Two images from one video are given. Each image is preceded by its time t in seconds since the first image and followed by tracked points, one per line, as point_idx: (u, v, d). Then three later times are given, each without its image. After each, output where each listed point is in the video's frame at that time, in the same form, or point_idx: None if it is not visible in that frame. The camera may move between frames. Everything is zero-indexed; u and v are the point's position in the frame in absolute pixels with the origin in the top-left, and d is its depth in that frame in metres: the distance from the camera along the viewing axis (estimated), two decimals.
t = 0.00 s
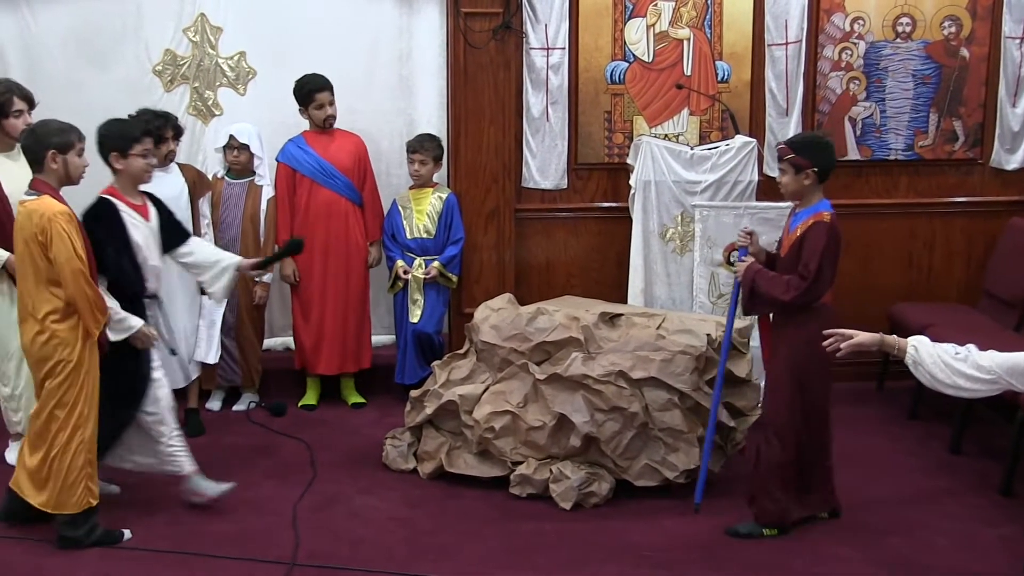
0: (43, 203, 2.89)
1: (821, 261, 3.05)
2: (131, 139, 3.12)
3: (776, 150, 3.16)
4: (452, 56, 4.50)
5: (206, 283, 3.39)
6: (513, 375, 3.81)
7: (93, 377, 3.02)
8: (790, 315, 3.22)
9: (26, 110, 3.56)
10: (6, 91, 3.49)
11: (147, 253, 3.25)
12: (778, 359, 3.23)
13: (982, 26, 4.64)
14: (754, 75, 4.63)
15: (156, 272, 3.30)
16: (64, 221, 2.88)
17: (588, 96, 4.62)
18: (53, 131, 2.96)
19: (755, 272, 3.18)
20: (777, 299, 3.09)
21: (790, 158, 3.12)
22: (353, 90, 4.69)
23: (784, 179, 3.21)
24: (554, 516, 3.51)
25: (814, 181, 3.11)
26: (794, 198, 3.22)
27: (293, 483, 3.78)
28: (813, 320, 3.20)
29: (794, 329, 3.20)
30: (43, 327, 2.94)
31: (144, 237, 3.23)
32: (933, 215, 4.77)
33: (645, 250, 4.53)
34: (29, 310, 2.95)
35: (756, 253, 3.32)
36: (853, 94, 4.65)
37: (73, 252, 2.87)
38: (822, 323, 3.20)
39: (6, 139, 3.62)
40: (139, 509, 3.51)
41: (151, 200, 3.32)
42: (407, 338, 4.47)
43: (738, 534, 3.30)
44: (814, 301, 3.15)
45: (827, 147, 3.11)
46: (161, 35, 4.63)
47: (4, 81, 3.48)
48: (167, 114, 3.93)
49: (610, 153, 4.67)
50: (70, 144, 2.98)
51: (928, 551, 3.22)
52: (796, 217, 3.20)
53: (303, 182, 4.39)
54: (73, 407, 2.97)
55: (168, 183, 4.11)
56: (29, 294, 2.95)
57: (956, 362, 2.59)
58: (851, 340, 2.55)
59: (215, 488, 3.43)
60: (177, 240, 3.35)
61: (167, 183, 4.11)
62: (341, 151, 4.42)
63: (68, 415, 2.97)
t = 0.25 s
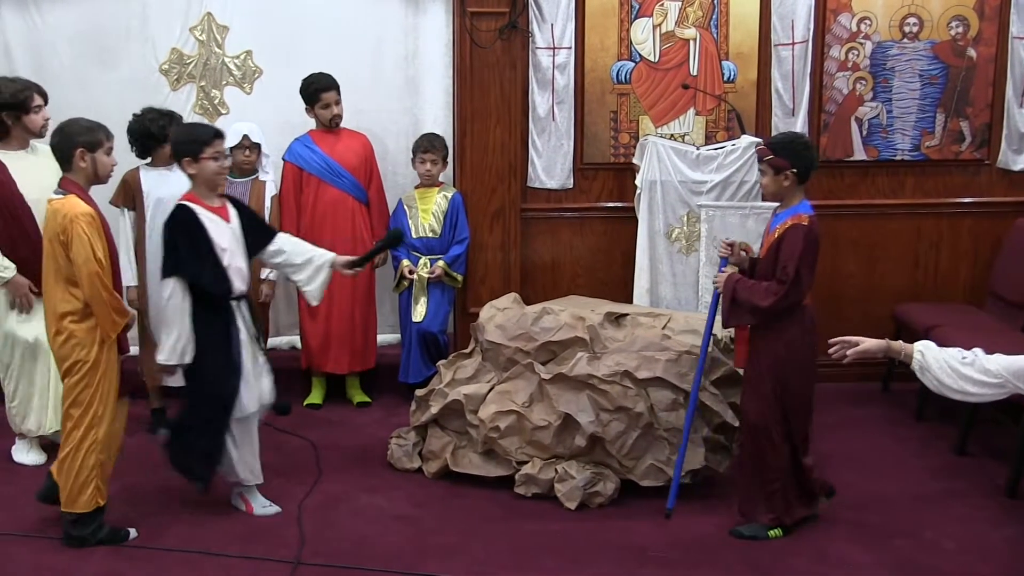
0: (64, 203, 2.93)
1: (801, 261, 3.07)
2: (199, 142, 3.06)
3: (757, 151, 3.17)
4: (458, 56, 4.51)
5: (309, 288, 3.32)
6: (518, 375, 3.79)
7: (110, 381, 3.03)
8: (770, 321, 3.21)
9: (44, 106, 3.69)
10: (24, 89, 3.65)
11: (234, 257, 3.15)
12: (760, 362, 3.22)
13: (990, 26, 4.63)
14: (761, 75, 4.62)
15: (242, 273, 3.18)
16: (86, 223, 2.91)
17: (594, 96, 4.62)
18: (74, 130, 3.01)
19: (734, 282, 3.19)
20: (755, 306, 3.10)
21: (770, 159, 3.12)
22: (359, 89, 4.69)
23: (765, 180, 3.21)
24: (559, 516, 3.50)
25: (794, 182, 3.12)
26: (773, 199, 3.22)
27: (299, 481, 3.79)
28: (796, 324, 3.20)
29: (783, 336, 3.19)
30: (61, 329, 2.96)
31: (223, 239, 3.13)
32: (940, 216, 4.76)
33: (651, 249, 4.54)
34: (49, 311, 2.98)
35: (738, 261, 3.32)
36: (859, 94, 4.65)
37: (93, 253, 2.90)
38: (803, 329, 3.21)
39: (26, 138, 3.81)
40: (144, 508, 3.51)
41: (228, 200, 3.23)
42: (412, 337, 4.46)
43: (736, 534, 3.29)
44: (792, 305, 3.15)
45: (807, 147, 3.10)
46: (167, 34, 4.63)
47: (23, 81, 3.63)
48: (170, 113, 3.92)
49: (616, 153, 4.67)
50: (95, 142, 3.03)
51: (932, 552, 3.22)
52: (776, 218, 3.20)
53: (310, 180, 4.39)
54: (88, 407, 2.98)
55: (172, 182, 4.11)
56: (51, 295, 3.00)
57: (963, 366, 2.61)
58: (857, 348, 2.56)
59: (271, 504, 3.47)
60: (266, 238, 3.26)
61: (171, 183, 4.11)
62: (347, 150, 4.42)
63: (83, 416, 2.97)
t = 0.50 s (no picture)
0: (108, 201, 3.01)
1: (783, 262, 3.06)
2: (285, 137, 3.06)
3: (737, 152, 3.15)
4: (463, 57, 4.51)
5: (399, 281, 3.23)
6: (522, 375, 3.79)
7: (130, 374, 3.12)
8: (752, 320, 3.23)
9: (63, 107, 3.71)
10: (45, 89, 3.63)
11: (301, 259, 3.13)
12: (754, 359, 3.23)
13: (994, 26, 4.63)
14: (765, 75, 4.62)
15: (307, 278, 3.15)
16: (129, 221, 3.01)
17: (598, 96, 4.62)
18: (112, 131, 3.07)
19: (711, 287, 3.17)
20: (733, 309, 3.09)
21: (753, 160, 3.11)
22: (363, 89, 4.69)
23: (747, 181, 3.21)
24: (563, 516, 3.49)
25: (778, 183, 3.12)
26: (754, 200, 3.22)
27: (303, 481, 3.78)
28: (783, 322, 3.19)
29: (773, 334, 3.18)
30: (93, 325, 3.02)
31: (295, 237, 3.12)
32: (944, 216, 4.76)
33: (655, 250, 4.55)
34: (81, 306, 3.01)
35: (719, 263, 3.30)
36: (864, 94, 4.65)
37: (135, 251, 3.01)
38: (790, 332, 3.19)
39: (43, 138, 3.83)
40: (149, 508, 3.51)
41: (311, 198, 3.22)
42: (416, 338, 4.47)
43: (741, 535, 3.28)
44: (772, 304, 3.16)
45: (788, 147, 3.10)
46: (171, 34, 4.64)
47: (44, 82, 3.59)
48: (174, 112, 3.97)
49: (620, 153, 4.67)
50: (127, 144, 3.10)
51: (937, 553, 3.21)
52: (758, 219, 3.20)
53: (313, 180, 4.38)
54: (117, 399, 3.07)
55: (176, 182, 4.12)
56: (80, 293, 3.03)
57: (967, 370, 2.58)
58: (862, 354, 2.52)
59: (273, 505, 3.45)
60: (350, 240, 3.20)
61: (175, 183, 4.12)
62: (351, 151, 4.41)
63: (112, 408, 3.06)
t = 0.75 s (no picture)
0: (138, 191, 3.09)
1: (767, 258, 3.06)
2: (371, 141, 3.08)
3: (726, 152, 3.13)
4: (465, 57, 4.52)
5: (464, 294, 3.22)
6: (523, 375, 3.78)
7: (163, 361, 3.22)
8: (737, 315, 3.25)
9: (74, 108, 3.73)
10: (58, 90, 3.66)
11: (359, 265, 3.17)
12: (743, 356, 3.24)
13: (996, 26, 4.63)
14: (767, 75, 4.62)
15: (358, 284, 3.19)
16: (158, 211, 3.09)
17: (600, 96, 4.62)
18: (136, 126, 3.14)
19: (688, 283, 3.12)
20: (714, 304, 3.06)
21: (743, 158, 3.10)
22: (365, 89, 4.69)
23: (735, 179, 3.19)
24: (565, 516, 3.49)
25: (769, 180, 3.11)
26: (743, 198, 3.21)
27: (304, 481, 3.78)
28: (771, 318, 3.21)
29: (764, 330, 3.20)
30: (125, 314, 3.11)
31: (358, 238, 3.14)
32: (945, 215, 4.76)
33: (657, 250, 4.56)
34: (112, 297, 3.11)
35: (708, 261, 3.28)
36: (865, 94, 4.65)
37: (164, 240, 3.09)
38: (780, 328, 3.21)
39: (53, 138, 3.84)
40: (150, 508, 3.51)
41: (390, 204, 3.22)
42: (417, 338, 4.47)
43: (742, 534, 3.28)
44: (752, 300, 3.17)
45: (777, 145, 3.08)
46: (174, 34, 4.64)
47: (57, 83, 3.63)
48: (177, 112, 3.95)
49: (621, 153, 4.67)
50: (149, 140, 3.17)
51: (939, 553, 3.21)
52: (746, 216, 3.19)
53: (314, 181, 4.37)
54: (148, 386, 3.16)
55: (178, 181, 4.14)
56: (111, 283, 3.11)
57: (967, 371, 2.58)
58: (863, 358, 2.51)
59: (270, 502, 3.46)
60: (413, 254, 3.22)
61: (177, 181, 4.13)
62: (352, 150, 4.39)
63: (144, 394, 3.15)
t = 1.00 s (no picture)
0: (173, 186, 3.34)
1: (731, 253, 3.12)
2: (412, 143, 3.15)
3: (710, 153, 3.18)
4: (465, 57, 4.53)
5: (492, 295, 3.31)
6: (524, 375, 3.77)
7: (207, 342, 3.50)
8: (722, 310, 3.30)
9: (76, 108, 3.74)
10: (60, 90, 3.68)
11: (390, 266, 3.21)
12: (736, 349, 3.26)
13: (996, 26, 4.63)
14: (767, 75, 4.63)
15: (386, 284, 3.23)
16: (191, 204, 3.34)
17: (600, 97, 4.62)
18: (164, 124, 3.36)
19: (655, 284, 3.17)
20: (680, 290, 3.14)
21: (725, 159, 3.14)
22: (366, 89, 4.69)
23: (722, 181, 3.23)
24: (565, 516, 3.49)
25: (751, 180, 3.14)
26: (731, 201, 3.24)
27: (304, 482, 3.78)
28: (759, 311, 3.23)
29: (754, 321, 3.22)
30: (167, 299, 3.36)
31: (392, 238, 3.18)
32: (946, 216, 4.76)
33: (657, 250, 4.56)
34: (150, 283, 3.35)
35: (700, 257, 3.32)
36: (866, 94, 4.65)
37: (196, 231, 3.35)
38: (770, 319, 3.23)
39: (56, 138, 3.85)
40: (150, 509, 3.50)
41: (426, 208, 3.27)
42: (417, 339, 4.47)
43: (742, 535, 3.28)
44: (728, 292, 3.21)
45: (758, 147, 3.11)
46: (174, 34, 4.64)
47: (58, 82, 3.65)
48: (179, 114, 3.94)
49: (622, 153, 4.67)
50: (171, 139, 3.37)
51: (939, 553, 3.21)
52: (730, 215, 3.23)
53: (315, 181, 4.39)
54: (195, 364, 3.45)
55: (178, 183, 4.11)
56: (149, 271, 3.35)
57: (967, 375, 2.57)
58: (864, 364, 2.51)
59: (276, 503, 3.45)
60: (445, 257, 3.28)
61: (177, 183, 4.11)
62: (353, 151, 4.40)
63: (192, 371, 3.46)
